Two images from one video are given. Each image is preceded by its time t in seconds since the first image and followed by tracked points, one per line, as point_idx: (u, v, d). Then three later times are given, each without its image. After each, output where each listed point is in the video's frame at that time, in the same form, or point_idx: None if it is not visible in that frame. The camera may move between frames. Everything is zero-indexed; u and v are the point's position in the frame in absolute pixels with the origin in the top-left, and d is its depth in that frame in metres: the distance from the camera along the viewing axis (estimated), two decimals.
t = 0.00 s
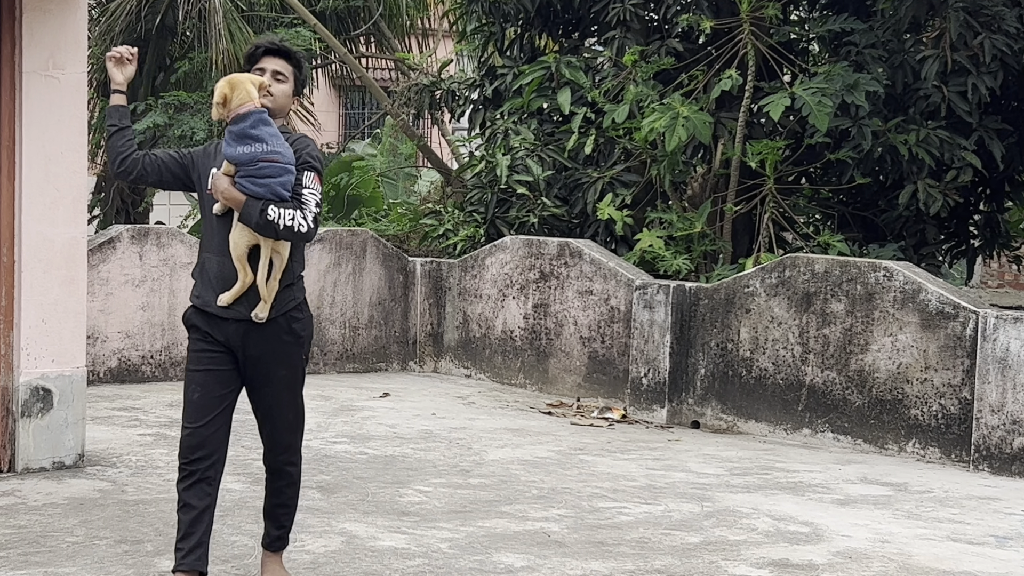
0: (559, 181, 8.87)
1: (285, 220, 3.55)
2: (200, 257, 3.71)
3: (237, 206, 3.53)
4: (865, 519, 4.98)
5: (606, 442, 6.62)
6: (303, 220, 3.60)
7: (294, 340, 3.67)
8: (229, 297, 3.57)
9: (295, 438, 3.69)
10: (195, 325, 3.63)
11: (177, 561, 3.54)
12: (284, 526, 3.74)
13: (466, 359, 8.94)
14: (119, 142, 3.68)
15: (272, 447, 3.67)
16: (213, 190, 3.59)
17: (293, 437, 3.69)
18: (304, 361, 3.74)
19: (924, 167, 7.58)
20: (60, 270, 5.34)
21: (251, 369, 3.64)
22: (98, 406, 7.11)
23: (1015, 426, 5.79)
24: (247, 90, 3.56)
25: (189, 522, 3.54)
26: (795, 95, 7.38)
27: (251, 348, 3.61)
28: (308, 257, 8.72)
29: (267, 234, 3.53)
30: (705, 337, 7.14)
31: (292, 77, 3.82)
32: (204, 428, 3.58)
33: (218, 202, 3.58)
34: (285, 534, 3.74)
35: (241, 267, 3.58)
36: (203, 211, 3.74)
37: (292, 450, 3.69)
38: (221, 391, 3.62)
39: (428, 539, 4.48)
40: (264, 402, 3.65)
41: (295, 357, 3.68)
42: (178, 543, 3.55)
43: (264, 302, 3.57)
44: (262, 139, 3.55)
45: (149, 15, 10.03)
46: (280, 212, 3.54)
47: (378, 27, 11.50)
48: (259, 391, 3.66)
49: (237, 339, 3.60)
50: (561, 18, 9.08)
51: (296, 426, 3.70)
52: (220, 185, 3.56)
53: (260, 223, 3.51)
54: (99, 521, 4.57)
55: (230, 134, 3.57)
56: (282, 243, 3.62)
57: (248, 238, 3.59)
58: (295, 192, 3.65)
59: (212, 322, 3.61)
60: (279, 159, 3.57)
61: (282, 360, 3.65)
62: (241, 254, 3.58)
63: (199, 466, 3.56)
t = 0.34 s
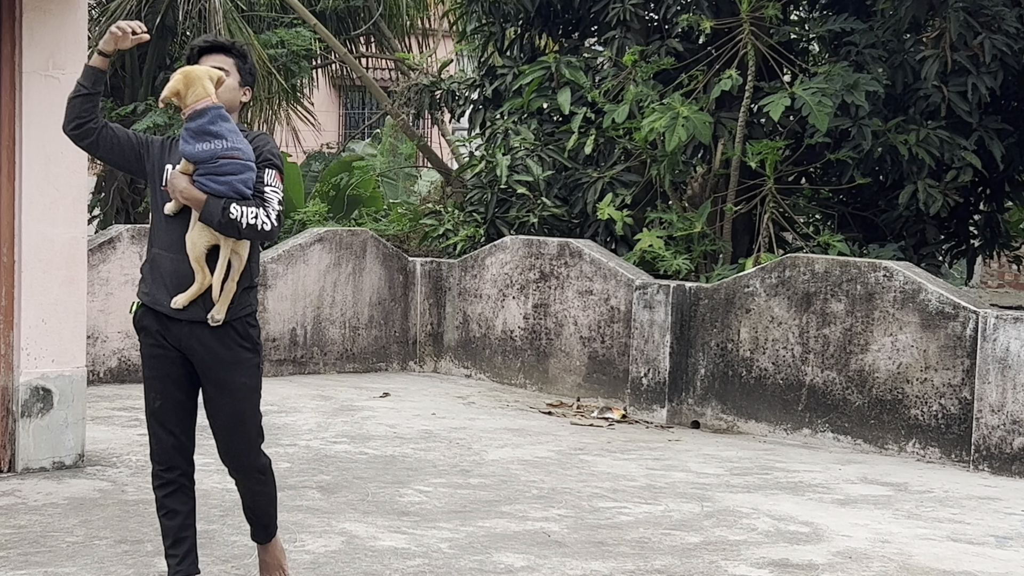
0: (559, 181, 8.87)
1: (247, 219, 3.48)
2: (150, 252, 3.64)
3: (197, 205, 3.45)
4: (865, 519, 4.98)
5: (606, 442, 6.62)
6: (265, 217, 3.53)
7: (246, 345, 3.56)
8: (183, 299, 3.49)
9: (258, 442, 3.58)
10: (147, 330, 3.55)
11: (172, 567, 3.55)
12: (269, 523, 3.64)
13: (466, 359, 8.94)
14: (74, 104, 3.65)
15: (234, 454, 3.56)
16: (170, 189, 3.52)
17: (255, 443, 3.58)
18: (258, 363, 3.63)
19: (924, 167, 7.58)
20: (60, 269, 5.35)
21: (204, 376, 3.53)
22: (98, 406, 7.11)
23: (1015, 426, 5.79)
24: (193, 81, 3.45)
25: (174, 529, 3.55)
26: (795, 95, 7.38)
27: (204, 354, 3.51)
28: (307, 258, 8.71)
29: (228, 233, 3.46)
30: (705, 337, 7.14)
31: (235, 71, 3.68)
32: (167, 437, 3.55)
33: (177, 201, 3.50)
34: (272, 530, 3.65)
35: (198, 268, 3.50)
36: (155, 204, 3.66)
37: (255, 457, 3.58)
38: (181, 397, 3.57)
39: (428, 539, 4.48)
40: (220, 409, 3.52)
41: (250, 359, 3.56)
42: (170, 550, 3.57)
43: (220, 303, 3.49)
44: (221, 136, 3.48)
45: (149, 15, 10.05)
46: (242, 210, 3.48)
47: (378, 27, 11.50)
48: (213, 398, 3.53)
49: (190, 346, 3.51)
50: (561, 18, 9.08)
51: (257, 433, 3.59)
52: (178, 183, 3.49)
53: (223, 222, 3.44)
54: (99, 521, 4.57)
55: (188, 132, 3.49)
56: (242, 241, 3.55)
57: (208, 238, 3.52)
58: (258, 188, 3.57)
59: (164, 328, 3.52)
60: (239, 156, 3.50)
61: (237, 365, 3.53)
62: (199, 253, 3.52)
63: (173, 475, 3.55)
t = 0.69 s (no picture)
0: (559, 181, 8.87)
1: (222, 227, 3.30)
2: (125, 246, 3.48)
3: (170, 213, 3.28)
4: (865, 519, 4.98)
5: (606, 442, 6.62)
6: (241, 227, 3.35)
7: (219, 341, 3.36)
8: (156, 306, 3.31)
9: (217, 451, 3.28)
10: (124, 334, 3.39)
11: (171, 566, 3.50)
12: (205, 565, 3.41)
13: (466, 359, 8.95)
14: (85, 40, 3.36)
15: (187, 459, 3.25)
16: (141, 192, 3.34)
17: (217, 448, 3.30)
18: (236, 365, 3.43)
19: (924, 167, 7.58)
20: (59, 269, 5.34)
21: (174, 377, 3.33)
22: (99, 406, 7.11)
23: (1015, 426, 5.79)
24: (162, 91, 3.25)
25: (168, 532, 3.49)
26: (795, 95, 7.38)
27: (176, 353, 3.32)
28: (307, 258, 8.71)
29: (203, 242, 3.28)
30: (705, 337, 7.13)
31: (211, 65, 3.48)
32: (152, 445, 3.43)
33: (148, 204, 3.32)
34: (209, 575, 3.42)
35: (171, 275, 3.32)
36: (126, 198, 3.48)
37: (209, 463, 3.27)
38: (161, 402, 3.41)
39: (428, 539, 4.48)
40: (183, 409, 3.28)
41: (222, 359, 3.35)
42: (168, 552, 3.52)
43: (196, 310, 3.30)
44: (194, 144, 3.29)
45: (149, 15, 10.06)
46: (217, 217, 3.30)
47: (378, 27, 11.50)
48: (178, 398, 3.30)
49: (164, 344, 3.33)
50: (561, 18, 9.07)
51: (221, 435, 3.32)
52: (149, 189, 3.31)
53: (196, 230, 3.26)
54: (99, 521, 4.57)
55: (159, 138, 3.31)
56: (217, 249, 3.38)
57: (182, 245, 3.34)
58: (234, 196, 3.39)
59: (138, 331, 3.36)
60: (213, 165, 3.32)
61: (207, 362, 3.32)
62: (172, 260, 3.33)
63: (166, 481, 3.45)
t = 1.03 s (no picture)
0: (559, 181, 8.87)
1: (225, 229, 3.20)
2: (115, 252, 3.29)
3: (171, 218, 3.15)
4: (865, 519, 4.98)
5: (606, 442, 6.62)
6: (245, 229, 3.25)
7: (213, 354, 3.24)
8: (162, 293, 3.18)
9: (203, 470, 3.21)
10: (115, 341, 3.23)
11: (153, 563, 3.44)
12: None
13: (466, 359, 8.95)
14: (59, 50, 3.27)
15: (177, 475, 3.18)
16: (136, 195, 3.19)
17: (208, 464, 3.24)
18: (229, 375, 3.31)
19: (924, 167, 7.58)
20: (60, 269, 5.35)
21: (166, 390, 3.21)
22: (99, 406, 7.10)
23: (1015, 426, 5.79)
24: (175, 88, 3.11)
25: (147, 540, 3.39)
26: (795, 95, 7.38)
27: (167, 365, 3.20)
28: (307, 258, 8.71)
29: (206, 245, 3.18)
30: (705, 337, 7.13)
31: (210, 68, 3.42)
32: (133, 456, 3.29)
33: (144, 206, 3.18)
34: None
35: (180, 272, 3.21)
36: (117, 202, 3.30)
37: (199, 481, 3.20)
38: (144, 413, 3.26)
39: (428, 539, 4.48)
40: (175, 424, 3.19)
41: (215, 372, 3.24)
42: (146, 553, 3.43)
43: (198, 317, 3.19)
44: (195, 147, 3.13)
45: (150, 16, 10.07)
46: (220, 219, 3.19)
47: (378, 27, 11.50)
48: (170, 413, 3.19)
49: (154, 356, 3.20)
50: (561, 18, 9.07)
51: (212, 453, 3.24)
52: (147, 192, 3.16)
53: (200, 234, 3.15)
54: (99, 521, 4.57)
55: (157, 140, 3.13)
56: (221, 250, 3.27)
57: (183, 248, 3.21)
58: (235, 196, 3.27)
59: (129, 339, 3.20)
60: (213, 167, 3.17)
61: (200, 377, 3.21)
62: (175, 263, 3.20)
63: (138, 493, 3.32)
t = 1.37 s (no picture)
0: (559, 181, 8.87)
1: (223, 231, 3.18)
2: (112, 257, 3.26)
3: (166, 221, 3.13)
4: (865, 519, 4.98)
5: (606, 442, 6.62)
6: (242, 229, 3.22)
7: (216, 363, 3.22)
8: (171, 306, 3.12)
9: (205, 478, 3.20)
10: (106, 345, 3.11)
11: None
12: None
13: (466, 359, 8.95)
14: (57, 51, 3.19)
15: (179, 483, 3.17)
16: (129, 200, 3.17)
17: (206, 472, 3.21)
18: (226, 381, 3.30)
19: (924, 167, 7.58)
20: (59, 270, 5.34)
21: (167, 397, 3.15)
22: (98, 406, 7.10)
23: (1015, 427, 5.79)
24: (179, 91, 3.12)
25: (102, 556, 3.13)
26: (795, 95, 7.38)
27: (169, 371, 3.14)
28: (307, 258, 8.71)
29: (204, 248, 3.16)
30: (705, 337, 7.13)
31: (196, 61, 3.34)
32: (104, 465, 3.06)
33: (138, 211, 3.16)
34: None
35: (181, 280, 3.19)
36: (114, 205, 3.29)
37: (199, 489, 3.19)
38: (126, 420, 3.11)
39: (428, 539, 4.48)
40: (179, 432, 3.16)
41: (218, 380, 3.22)
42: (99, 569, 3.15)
43: (203, 323, 3.15)
44: (189, 149, 3.15)
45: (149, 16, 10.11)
46: (216, 221, 3.17)
47: (378, 27, 11.50)
48: (173, 420, 3.15)
49: (155, 361, 3.12)
50: (561, 18, 9.07)
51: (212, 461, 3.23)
52: (140, 196, 3.13)
53: (195, 236, 3.13)
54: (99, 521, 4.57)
55: (151, 143, 3.14)
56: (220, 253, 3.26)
57: (181, 254, 3.20)
58: (231, 198, 3.27)
59: (126, 343, 3.10)
60: (208, 169, 3.19)
61: (204, 386, 3.18)
62: (174, 269, 3.19)
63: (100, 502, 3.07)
